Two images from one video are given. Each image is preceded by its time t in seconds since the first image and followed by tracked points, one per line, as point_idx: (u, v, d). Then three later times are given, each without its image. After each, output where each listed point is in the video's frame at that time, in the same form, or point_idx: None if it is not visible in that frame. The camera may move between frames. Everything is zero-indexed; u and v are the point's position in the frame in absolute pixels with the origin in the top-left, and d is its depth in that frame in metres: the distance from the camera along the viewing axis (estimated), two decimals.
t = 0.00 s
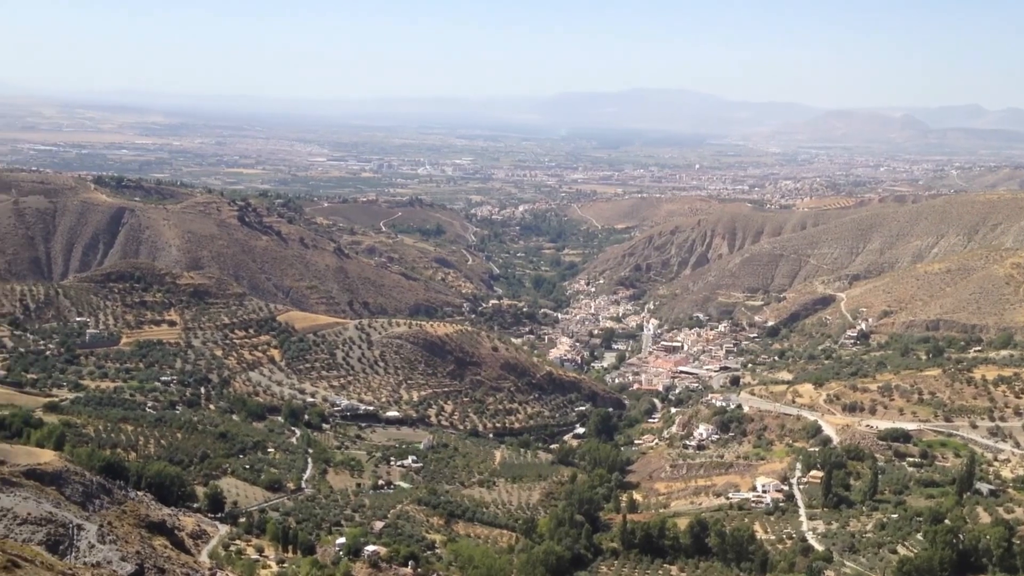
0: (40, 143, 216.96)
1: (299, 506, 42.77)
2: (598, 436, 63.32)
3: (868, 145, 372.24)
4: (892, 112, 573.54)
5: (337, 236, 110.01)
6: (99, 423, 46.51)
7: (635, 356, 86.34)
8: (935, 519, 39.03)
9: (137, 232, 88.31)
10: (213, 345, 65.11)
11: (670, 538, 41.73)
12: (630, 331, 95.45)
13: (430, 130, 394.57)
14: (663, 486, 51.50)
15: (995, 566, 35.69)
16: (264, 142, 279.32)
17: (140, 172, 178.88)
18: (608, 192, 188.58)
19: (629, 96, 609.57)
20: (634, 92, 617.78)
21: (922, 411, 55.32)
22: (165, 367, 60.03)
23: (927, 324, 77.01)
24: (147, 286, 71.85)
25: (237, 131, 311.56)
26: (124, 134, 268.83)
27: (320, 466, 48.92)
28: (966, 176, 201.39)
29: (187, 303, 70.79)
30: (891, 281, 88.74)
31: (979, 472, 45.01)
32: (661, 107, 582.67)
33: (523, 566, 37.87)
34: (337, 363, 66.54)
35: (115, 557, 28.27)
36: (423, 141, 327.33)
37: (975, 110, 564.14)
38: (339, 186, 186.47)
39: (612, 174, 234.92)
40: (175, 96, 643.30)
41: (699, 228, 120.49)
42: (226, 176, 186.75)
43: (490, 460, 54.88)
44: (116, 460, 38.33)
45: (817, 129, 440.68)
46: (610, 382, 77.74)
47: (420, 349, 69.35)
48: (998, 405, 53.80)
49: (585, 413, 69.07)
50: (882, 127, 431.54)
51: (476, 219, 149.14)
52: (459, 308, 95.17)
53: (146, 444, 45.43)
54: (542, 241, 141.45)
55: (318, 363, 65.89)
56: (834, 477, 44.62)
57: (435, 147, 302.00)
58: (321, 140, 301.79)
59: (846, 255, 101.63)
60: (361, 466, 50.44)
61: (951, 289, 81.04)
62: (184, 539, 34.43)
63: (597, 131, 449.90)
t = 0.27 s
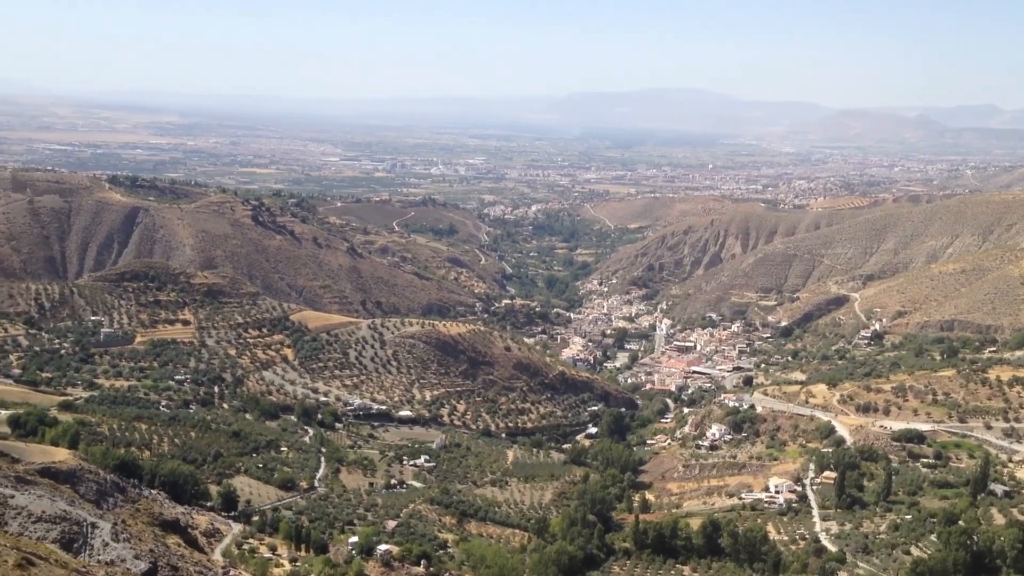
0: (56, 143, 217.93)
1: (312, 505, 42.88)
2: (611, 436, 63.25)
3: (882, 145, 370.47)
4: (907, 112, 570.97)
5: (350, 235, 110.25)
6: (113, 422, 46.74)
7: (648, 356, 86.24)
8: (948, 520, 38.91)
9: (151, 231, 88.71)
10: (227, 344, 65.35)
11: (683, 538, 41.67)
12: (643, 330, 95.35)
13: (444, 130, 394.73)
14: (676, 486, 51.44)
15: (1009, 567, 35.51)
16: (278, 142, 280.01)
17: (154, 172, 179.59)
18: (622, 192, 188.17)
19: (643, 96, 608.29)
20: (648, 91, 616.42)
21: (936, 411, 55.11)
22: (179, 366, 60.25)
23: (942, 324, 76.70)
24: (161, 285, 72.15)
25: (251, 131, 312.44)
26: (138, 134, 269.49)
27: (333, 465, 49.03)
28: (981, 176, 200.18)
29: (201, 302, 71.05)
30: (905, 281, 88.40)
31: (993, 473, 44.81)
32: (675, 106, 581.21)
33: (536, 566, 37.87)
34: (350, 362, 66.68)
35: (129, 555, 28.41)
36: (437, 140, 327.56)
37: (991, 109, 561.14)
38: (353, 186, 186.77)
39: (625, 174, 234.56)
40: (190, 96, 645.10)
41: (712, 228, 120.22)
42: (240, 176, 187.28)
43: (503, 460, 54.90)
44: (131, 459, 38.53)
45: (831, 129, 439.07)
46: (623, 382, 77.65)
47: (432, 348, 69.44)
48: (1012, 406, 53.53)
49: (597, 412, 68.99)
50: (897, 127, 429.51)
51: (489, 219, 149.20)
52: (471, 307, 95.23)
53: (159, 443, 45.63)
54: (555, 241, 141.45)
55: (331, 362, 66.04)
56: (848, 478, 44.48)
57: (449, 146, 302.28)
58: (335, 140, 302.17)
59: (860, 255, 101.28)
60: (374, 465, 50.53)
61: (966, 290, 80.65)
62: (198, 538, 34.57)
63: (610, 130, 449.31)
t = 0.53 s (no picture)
0: (72, 143, 219.04)
1: (325, 504, 42.98)
2: (623, 436, 63.19)
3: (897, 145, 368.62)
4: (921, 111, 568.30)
5: (363, 235, 110.44)
6: (127, 421, 46.96)
7: (660, 356, 86.12)
8: (962, 521, 38.74)
9: (166, 231, 89.08)
10: (240, 344, 65.55)
11: (695, 538, 41.60)
12: (656, 330, 95.22)
13: (457, 129, 394.82)
14: (688, 486, 51.36)
15: None
16: (291, 142, 280.56)
17: (168, 171, 180.17)
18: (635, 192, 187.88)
19: (656, 96, 607.30)
20: (661, 91, 615.41)
21: (951, 412, 54.87)
22: (193, 365, 60.48)
23: (956, 325, 76.35)
24: (175, 285, 72.40)
25: (265, 131, 313.10)
26: (153, 133, 270.38)
27: (345, 465, 49.12)
28: (997, 176, 198.99)
29: (214, 301, 71.30)
30: (920, 281, 88.05)
31: (1008, 475, 44.58)
32: (688, 106, 579.94)
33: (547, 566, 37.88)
34: (363, 362, 66.80)
35: (143, 553, 28.53)
36: (449, 140, 327.70)
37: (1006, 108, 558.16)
38: (366, 186, 187.01)
39: (638, 174, 234.21)
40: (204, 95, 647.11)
41: (725, 228, 119.96)
42: (254, 176, 187.74)
43: (515, 460, 54.89)
44: (144, 457, 38.70)
45: (845, 129, 437.44)
46: (635, 382, 77.57)
47: (445, 348, 69.53)
48: None
49: (610, 412, 68.91)
50: (912, 127, 427.51)
51: (502, 219, 149.19)
52: (484, 307, 95.27)
53: (173, 442, 45.81)
54: (567, 240, 141.40)
55: (344, 362, 66.17)
56: (861, 478, 44.33)
57: (462, 146, 302.38)
58: (348, 139, 302.78)
59: (874, 256, 100.94)
60: (387, 465, 50.59)
61: (981, 290, 80.26)
62: (211, 536, 34.68)
63: (624, 130, 448.68)
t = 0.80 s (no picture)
0: (87, 143, 220.01)
1: (338, 503, 43.10)
2: (636, 436, 63.10)
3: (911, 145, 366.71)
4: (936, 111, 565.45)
5: (376, 234, 110.64)
6: (141, 419, 47.19)
7: (673, 356, 85.99)
8: (977, 522, 38.61)
9: (180, 230, 89.41)
10: (254, 343, 65.76)
11: (708, 539, 41.56)
12: (668, 330, 95.08)
13: (470, 129, 394.92)
14: (701, 486, 51.27)
15: None
16: (305, 141, 281.16)
17: (182, 171, 180.80)
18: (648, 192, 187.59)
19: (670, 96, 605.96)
20: (674, 91, 614.06)
21: (965, 413, 54.65)
22: (207, 364, 60.70)
23: (971, 325, 75.99)
24: (189, 284, 72.72)
25: (278, 130, 313.78)
26: (167, 133, 271.26)
27: (358, 464, 49.22)
28: (1012, 176, 197.86)
29: (228, 301, 71.53)
30: (934, 282, 87.68)
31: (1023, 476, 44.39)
32: (702, 106, 578.64)
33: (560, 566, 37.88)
34: (375, 361, 66.93)
35: (157, 552, 28.68)
36: (462, 140, 327.85)
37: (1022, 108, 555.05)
38: (379, 185, 187.30)
39: (651, 173, 233.85)
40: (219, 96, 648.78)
41: (738, 228, 119.69)
42: (268, 175, 188.22)
43: (528, 459, 54.96)
44: (158, 455, 38.88)
45: (860, 128, 435.78)
46: (648, 382, 77.47)
47: (458, 347, 69.64)
48: None
49: (623, 412, 68.81)
50: (926, 126, 425.51)
51: (515, 219, 149.19)
52: (497, 307, 95.31)
53: (187, 441, 45.98)
54: (580, 240, 141.32)
55: (357, 361, 66.31)
56: (875, 479, 44.20)
57: (475, 146, 302.58)
58: (362, 139, 303.24)
59: (888, 256, 100.57)
60: (400, 464, 50.66)
61: (996, 291, 79.86)
62: (225, 534, 34.82)
63: (637, 130, 448.09)
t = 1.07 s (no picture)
0: (102, 143, 220.89)
1: (351, 502, 43.19)
2: (648, 436, 62.99)
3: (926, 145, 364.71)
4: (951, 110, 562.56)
5: (389, 234, 110.80)
6: (155, 418, 47.39)
7: (686, 356, 85.82)
8: (991, 524, 38.46)
9: (194, 230, 89.70)
10: (267, 342, 65.95)
11: (721, 539, 41.48)
12: (681, 330, 94.90)
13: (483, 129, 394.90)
14: (714, 487, 51.17)
15: None
16: (318, 141, 281.71)
17: (196, 171, 181.37)
18: (661, 192, 187.24)
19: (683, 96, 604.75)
20: (688, 91, 612.75)
21: (980, 414, 54.41)
22: (220, 363, 60.90)
23: (986, 326, 75.63)
24: (203, 283, 72.98)
25: (292, 130, 314.30)
26: (181, 133, 272.02)
27: (371, 463, 49.30)
28: None
29: (241, 300, 71.74)
30: (949, 282, 87.28)
31: None
32: (715, 106, 577.08)
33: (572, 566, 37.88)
34: (388, 361, 67.04)
35: (171, 550, 28.80)
36: (476, 139, 327.85)
37: None
38: (392, 185, 187.51)
39: (664, 173, 233.36)
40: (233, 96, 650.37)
41: (752, 228, 119.38)
42: (281, 175, 188.65)
43: (540, 459, 54.97)
44: (172, 454, 39.05)
45: (874, 128, 433.96)
46: (661, 382, 77.33)
47: (470, 347, 69.71)
48: None
49: (635, 412, 68.69)
50: (942, 126, 423.37)
51: (528, 219, 149.15)
52: (509, 306, 95.32)
53: (201, 439, 46.14)
54: (593, 240, 141.21)
55: (369, 361, 66.43)
56: (889, 480, 44.05)
57: (488, 145, 302.67)
58: (375, 139, 303.65)
59: (903, 256, 100.17)
60: (412, 463, 50.72)
61: (1011, 291, 79.44)
62: (238, 533, 34.94)
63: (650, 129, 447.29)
